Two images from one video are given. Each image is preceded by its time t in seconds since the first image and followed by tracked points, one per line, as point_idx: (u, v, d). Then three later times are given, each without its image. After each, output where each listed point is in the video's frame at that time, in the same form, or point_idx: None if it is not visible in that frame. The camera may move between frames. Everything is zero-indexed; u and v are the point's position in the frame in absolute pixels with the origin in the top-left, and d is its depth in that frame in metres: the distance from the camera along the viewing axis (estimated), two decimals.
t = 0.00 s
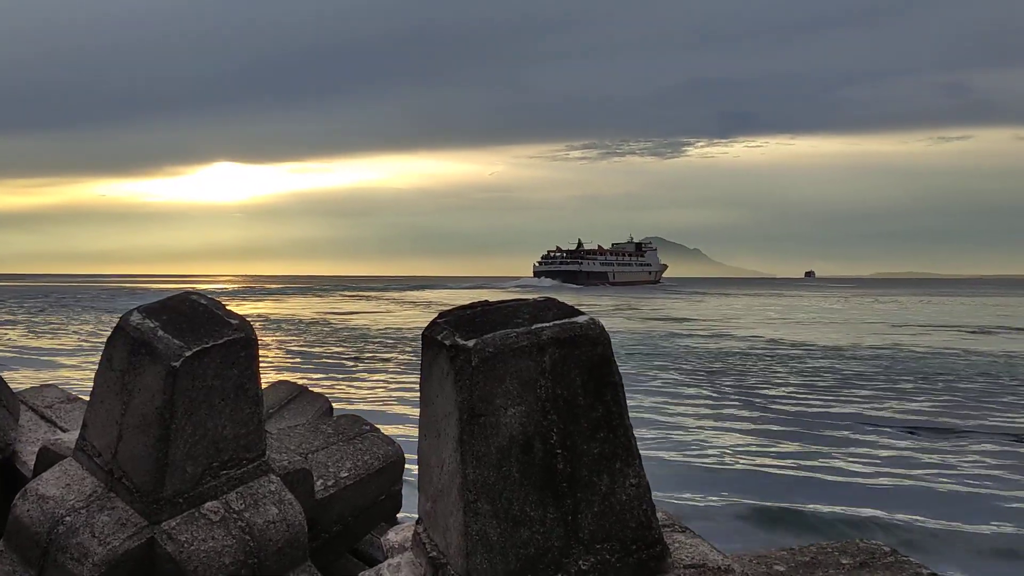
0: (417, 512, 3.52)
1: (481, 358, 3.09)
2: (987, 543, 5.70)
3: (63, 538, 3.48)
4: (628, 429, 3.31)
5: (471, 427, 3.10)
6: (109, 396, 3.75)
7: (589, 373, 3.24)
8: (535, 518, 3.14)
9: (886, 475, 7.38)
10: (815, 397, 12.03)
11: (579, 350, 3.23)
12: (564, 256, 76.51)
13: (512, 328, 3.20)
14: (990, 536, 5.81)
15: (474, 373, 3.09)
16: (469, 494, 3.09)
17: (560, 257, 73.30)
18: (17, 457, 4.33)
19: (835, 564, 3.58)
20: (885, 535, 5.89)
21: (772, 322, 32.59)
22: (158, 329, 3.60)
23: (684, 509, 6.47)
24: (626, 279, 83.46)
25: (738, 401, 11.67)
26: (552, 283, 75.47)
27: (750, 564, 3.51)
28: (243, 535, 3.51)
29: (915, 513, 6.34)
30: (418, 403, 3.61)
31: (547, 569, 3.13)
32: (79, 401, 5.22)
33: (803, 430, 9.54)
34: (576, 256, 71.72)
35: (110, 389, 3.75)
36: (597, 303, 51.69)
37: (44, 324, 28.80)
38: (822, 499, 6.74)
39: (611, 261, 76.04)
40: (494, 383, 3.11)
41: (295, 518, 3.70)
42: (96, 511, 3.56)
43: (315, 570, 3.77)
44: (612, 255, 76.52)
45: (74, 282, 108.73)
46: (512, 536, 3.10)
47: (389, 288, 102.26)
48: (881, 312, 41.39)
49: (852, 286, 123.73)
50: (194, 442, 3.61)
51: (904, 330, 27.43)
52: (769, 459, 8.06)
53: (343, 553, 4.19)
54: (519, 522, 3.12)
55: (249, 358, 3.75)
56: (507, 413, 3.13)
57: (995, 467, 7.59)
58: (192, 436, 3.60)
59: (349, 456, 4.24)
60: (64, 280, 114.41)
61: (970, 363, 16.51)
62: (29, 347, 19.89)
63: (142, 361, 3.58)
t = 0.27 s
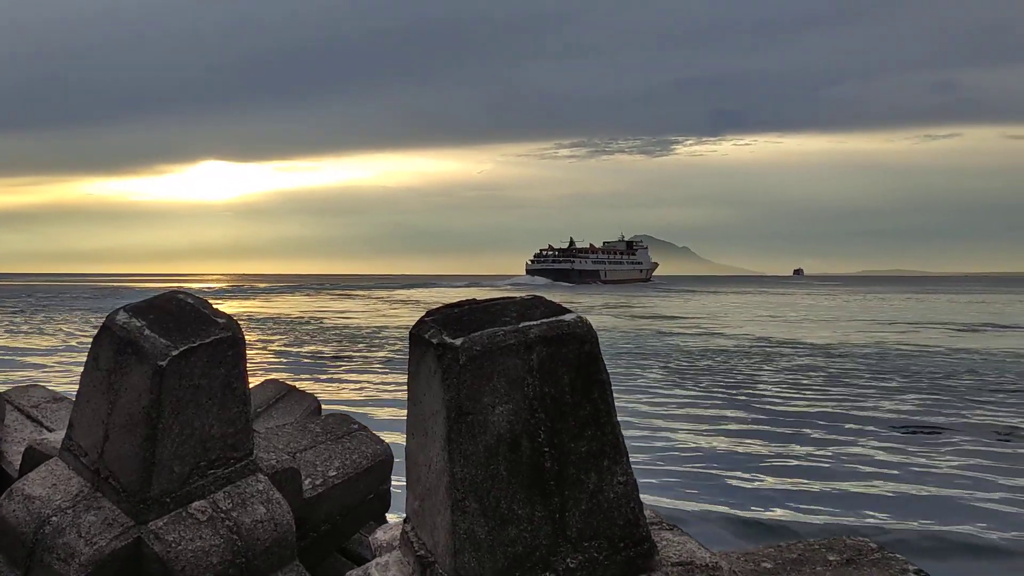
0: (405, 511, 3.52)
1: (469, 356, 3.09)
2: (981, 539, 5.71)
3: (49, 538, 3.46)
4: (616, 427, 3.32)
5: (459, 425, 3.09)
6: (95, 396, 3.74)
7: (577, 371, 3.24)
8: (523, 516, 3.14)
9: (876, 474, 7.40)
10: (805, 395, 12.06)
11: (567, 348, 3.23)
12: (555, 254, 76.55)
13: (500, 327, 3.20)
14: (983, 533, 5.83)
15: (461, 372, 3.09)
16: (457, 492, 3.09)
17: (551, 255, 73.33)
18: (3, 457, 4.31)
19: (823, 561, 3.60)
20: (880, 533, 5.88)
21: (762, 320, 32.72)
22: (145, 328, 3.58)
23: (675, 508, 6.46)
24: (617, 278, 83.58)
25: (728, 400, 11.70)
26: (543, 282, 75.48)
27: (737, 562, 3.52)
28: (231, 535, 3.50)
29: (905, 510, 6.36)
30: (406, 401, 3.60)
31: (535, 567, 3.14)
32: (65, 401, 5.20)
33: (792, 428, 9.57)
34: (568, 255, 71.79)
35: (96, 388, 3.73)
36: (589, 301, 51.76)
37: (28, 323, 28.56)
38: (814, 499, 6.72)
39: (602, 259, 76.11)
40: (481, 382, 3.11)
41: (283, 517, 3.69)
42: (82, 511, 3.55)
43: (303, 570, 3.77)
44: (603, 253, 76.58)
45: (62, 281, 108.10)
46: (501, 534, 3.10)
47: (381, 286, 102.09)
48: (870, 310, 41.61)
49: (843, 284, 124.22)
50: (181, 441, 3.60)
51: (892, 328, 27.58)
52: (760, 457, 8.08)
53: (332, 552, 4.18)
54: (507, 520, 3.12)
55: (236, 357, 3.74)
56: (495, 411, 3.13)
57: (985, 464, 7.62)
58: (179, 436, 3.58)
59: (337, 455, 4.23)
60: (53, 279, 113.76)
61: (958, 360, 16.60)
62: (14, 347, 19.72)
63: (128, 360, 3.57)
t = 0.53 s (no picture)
0: (392, 511, 3.51)
1: (456, 356, 3.09)
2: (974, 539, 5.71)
3: (34, 540, 3.44)
4: (603, 426, 3.32)
5: (445, 425, 3.09)
6: (81, 396, 3.72)
7: (564, 371, 3.24)
8: (510, 516, 3.14)
9: (869, 473, 7.41)
10: (794, 395, 12.09)
11: (554, 347, 3.23)
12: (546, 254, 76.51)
13: (487, 327, 3.20)
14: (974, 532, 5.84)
15: (448, 371, 3.09)
16: (444, 492, 3.08)
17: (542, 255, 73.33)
18: None
19: (809, 559, 3.61)
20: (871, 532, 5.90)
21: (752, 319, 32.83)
22: (131, 328, 3.57)
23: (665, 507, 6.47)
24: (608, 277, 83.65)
25: (717, 399, 11.71)
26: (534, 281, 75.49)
27: (724, 560, 3.53)
28: (218, 536, 3.49)
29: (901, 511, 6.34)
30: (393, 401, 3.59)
31: (522, 566, 3.14)
32: (51, 401, 5.17)
33: (781, 427, 9.59)
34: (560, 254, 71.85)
35: (82, 389, 3.71)
36: (580, 301, 51.81)
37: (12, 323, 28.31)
38: (808, 498, 6.70)
39: (593, 259, 76.18)
40: (468, 381, 3.11)
41: (270, 518, 3.68)
42: (68, 512, 3.53)
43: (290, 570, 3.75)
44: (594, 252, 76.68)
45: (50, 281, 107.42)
46: (488, 534, 3.10)
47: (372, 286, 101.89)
48: (860, 309, 41.75)
49: (834, 283, 124.72)
50: (167, 442, 3.58)
51: (880, 327, 27.70)
52: (750, 457, 8.09)
53: (320, 553, 4.17)
54: (494, 520, 3.12)
55: (223, 358, 3.73)
56: (482, 411, 3.13)
57: (973, 464, 7.66)
58: (165, 436, 3.57)
59: (325, 455, 4.22)
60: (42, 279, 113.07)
61: (946, 359, 16.69)
62: None
63: (114, 361, 3.55)
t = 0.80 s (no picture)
0: (379, 511, 3.51)
1: (442, 356, 3.09)
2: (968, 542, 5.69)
3: (18, 541, 3.42)
4: (590, 426, 3.32)
5: (432, 425, 3.09)
6: (66, 397, 3.70)
7: (550, 371, 3.24)
8: (497, 516, 3.14)
9: (860, 475, 7.40)
10: (783, 395, 12.11)
11: (540, 347, 3.23)
12: (537, 254, 76.53)
13: (474, 327, 3.20)
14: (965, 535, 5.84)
15: (435, 371, 3.09)
16: (430, 492, 3.08)
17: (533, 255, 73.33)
18: None
19: (795, 559, 3.62)
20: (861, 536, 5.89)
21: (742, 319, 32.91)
22: (116, 329, 3.55)
23: (652, 508, 6.46)
24: (599, 277, 83.73)
25: (707, 399, 11.72)
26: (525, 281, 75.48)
27: (710, 560, 3.53)
28: (204, 536, 3.48)
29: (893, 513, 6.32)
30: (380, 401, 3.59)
31: (508, 566, 3.14)
32: (35, 402, 5.13)
33: (770, 427, 9.60)
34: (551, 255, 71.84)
35: (67, 389, 3.69)
36: (572, 301, 51.82)
37: None
38: (800, 501, 6.67)
39: (584, 259, 76.24)
40: (454, 382, 3.11)
41: (257, 519, 3.67)
42: (52, 513, 3.51)
43: (277, 571, 3.74)
44: (585, 253, 76.78)
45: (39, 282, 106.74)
46: (474, 534, 3.10)
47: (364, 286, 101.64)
48: (849, 309, 41.94)
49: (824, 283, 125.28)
50: (153, 442, 3.56)
51: (870, 327, 27.80)
52: (740, 458, 8.08)
53: (307, 553, 4.16)
54: (480, 520, 3.12)
55: (209, 358, 3.72)
56: (469, 411, 3.13)
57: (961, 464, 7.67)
58: (151, 437, 3.55)
59: (312, 455, 4.21)
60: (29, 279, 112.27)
61: (934, 359, 16.77)
62: None
63: (100, 361, 3.53)
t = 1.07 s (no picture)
0: (369, 507, 3.52)
1: (433, 352, 3.11)
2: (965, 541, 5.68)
3: (10, 537, 3.43)
4: (580, 422, 3.34)
5: (422, 421, 3.11)
6: (57, 393, 3.70)
7: (540, 367, 3.27)
8: (487, 511, 3.16)
9: (853, 473, 7.40)
10: (774, 392, 12.14)
11: (531, 343, 3.25)
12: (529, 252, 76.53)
13: (464, 323, 3.21)
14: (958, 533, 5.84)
15: (425, 368, 3.10)
16: (421, 488, 3.10)
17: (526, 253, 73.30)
18: None
19: (782, 553, 3.66)
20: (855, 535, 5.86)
21: (735, 316, 32.98)
22: (107, 325, 3.56)
23: (644, 505, 6.46)
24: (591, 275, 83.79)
25: (698, 397, 11.74)
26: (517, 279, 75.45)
27: (699, 555, 3.57)
28: (195, 532, 3.49)
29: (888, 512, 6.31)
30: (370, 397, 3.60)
31: (499, 561, 3.16)
32: (24, 399, 5.12)
33: (761, 424, 9.62)
34: (544, 252, 71.81)
35: (58, 386, 3.69)
36: (565, 299, 51.84)
37: None
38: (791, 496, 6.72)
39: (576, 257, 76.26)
40: (445, 378, 3.12)
41: (248, 514, 3.68)
42: (44, 509, 3.51)
43: (268, 566, 3.75)
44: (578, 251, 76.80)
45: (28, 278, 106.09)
46: (464, 529, 3.12)
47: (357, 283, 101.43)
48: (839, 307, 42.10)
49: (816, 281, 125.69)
50: (144, 439, 3.57)
51: (861, 325, 27.89)
52: (731, 455, 8.09)
53: (298, 549, 4.18)
54: (470, 515, 3.14)
55: (200, 354, 3.72)
56: (460, 407, 3.15)
57: (952, 462, 7.70)
58: (142, 433, 3.56)
59: (303, 451, 4.23)
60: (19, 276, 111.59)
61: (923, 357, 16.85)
62: None
63: (91, 357, 3.54)
